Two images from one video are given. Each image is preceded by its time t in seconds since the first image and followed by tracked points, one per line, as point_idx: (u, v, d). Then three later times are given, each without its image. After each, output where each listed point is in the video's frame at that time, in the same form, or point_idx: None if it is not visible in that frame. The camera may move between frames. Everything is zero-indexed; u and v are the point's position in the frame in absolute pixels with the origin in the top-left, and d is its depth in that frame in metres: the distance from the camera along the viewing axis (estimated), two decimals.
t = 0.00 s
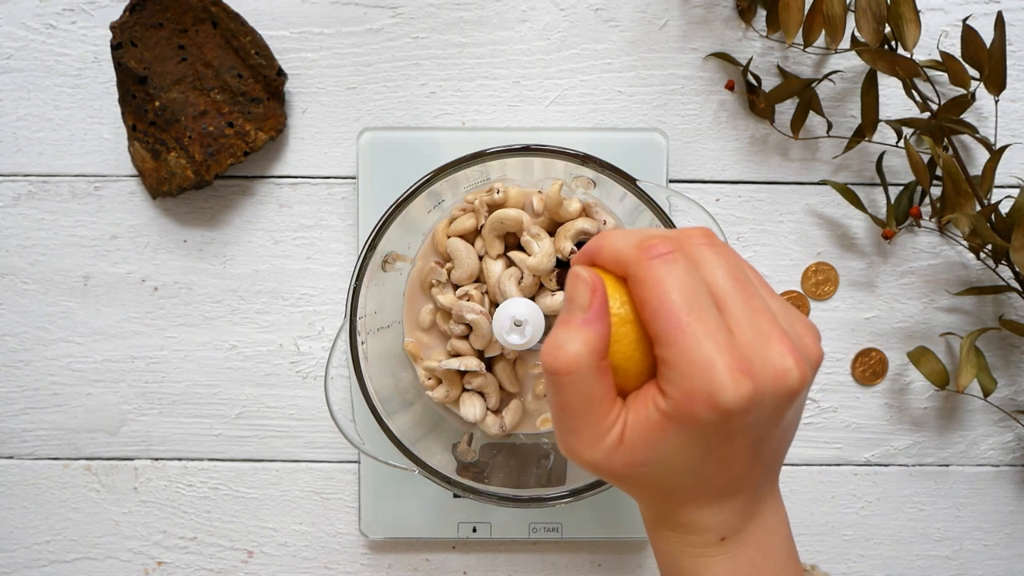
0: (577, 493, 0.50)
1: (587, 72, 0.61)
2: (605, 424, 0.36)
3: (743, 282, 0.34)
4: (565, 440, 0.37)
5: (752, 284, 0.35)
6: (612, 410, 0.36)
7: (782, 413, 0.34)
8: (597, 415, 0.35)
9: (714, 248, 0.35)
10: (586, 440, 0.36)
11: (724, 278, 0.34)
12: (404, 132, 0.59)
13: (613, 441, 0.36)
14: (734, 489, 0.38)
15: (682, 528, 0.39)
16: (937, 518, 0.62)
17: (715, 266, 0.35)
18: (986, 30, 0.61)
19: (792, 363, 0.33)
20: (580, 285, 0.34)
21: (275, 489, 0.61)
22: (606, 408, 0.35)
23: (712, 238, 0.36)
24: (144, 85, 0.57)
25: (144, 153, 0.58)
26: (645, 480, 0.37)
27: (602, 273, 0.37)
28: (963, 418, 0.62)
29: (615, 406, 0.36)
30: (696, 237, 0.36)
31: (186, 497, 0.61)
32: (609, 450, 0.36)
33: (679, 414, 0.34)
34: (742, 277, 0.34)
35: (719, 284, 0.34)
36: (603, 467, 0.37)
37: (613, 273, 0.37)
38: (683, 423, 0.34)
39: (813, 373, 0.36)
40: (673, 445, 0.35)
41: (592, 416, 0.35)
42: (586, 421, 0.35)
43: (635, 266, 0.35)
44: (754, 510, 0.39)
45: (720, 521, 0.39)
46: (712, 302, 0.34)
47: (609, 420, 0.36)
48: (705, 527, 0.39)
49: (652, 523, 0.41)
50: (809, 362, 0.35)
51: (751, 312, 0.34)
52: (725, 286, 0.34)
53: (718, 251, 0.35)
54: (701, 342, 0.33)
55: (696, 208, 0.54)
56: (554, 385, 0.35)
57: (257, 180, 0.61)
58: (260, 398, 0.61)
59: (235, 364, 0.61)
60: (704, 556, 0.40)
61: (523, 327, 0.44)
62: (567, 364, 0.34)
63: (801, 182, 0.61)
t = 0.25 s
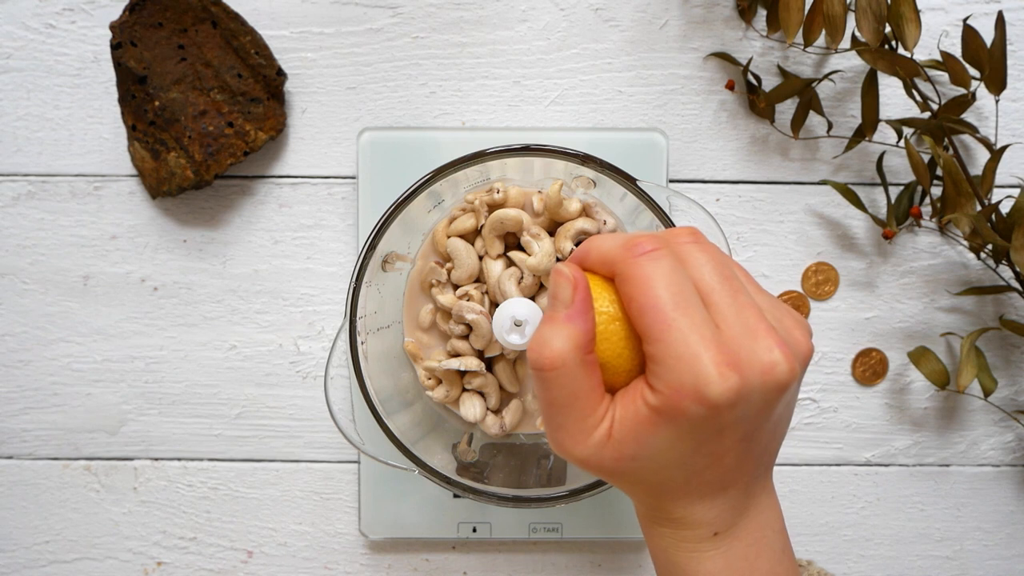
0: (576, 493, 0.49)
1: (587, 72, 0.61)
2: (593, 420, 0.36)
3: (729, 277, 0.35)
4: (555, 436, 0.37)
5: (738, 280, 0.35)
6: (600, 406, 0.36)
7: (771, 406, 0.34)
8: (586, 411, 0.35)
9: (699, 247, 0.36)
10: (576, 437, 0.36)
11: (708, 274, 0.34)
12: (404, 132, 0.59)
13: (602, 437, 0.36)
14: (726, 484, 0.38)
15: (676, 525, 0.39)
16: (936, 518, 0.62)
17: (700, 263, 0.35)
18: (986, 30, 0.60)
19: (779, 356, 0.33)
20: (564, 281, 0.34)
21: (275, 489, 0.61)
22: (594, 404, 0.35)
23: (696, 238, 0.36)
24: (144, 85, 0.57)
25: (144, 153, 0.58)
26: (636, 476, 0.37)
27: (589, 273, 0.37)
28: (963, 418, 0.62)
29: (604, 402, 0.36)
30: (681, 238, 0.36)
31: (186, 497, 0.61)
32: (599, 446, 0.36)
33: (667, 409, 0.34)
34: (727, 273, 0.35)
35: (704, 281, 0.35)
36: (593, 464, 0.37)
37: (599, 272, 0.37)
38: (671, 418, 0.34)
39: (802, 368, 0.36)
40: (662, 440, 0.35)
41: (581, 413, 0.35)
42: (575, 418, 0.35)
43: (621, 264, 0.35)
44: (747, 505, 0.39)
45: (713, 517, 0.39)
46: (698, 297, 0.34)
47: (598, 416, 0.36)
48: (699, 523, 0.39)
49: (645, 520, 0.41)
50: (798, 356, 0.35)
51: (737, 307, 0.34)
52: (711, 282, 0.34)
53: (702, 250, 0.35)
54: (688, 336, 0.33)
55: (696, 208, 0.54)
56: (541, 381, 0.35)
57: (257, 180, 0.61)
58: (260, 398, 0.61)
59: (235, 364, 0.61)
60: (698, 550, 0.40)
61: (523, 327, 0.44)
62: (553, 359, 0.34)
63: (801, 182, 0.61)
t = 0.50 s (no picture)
0: (576, 493, 0.49)
1: (587, 72, 0.61)
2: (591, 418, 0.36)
3: (724, 274, 0.34)
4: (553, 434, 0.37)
5: (733, 276, 0.35)
6: (597, 404, 0.36)
7: (768, 402, 0.34)
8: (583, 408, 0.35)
9: (696, 244, 0.35)
10: (573, 434, 0.36)
11: (704, 271, 0.34)
12: (404, 132, 0.59)
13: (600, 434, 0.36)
14: (725, 480, 0.38)
15: (675, 523, 0.40)
16: (936, 518, 0.62)
17: (696, 260, 0.35)
18: (986, 30, 0.61)
19: (774, 351, 0.33)
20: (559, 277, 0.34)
21: (275, 489, 0.61)
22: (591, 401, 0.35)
23: (692, 235, 0.36)
24: (144, 85, 0.57)
25: (144, 153, 0.58)
26: (634, 474, 0.37)
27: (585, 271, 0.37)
28: (963, 418, 0.62)
29: (601, 399, 0.36)
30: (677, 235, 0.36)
31: (186, 497, 0.61)
32: (597, 444, 0.36)
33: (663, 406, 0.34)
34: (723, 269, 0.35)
35: (700, 278, 0.34)
36: (591, 462, 0.37)
37: (595, 270, 0.37)
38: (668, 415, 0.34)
39: (800, 364, 0.36)
40: (659, 437, 0.35)
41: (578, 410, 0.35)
42: (573, 415, 0.36)
43: (616, 262, 0.35)
44: (745, 501, 0.39)
45: (712, 515, 0.39)
46: (693, 294, 0.34)
47: (595, 414, 0.36)
48: (697, 520, 0.39)
49: (643, 518, 0.41)
50: (795, 352, 0.35)
51: (732, 303, 0.34)
52: (706, 280, 0.34)
53: (699, 247, 0.35)
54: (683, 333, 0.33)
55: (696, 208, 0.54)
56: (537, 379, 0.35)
57: (257, 180, 0.61)
58: (260, 398, 0.61)
59: (236, 364, 0.61)
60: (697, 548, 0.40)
61: (523, 327, 0.44)
62: (549, 357, 0.34)
63: (801, 182, 0.61)
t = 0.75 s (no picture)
0: (576, 493, 0.49)
1: (587, 72, 0.61)
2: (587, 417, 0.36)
3: (719, 269, 0.35)
4: (549, 433, 0.37)
5: (727, 273, 0.35)
6: (594, 402, 0.35)
7: (764, 397, 0.34)
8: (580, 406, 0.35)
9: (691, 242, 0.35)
10: (569, 433, 0.36)
11: (698, 267, 0.34)
12: (403, 132, 0.59)
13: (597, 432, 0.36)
14: (723, 478, 0.38)
15: (673, 522, 0.39)
16: (936, 518, 0.62)
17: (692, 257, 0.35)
18: (986, 30, 0.60)
19: (766, 345, 0.33)
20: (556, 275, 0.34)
21: (275, 489, 0.61)
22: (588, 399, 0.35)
23: (685, 233, 0.36)
24: (144, 85, 0.57)
25: (144, 153, 0.58)
26: (631, 473, 0.37)
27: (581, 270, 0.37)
28: (963, 418, 0.62)
29: (597, 398, 0.36)
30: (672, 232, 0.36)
31: (186, 497, 0.61)
32: (593, 443, 0.36)
33: (659, 400, 0.34)
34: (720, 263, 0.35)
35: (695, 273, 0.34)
36: (588, 461, 0.37)
37: (590, 269, 0.37)
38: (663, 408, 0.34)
39: (795, 359, 0.36)
40: (655, 434, 0.35)
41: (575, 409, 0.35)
42: (570, 414, 0.35)
43: (611, 260, 0.35)
44: (743, 499, 0.40)
45: (708, 513, 0.39)
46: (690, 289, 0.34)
47: (592, 412, 0.36)
48: (694, 518, 0.39)
49: (640, 516, 0.41)
50: (789, 347, 0.35)
51: (727, 299, 0.34)
52: (701, 276, 0.34)
53: (693, 244, 0.35)
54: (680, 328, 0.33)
55: (696, 208, 0.54)
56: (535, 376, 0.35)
57: (257, 180, 0.61)
58: (260, 398, 0.61)
59: (235, 364, 0.61)
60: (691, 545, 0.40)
61: (523, 327, 0.44)
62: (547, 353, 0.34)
63: (801, 182, 0.61)
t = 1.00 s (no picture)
0: (576, 493, 0.49)
1: (587, 72, 0.61)
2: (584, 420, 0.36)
3: (713, 268, 0.35)
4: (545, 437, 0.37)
5: (721, 272, 0.35)
6: (590, 404, 0.35)
7: (761, 396, 0.34)
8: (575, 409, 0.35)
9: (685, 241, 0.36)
10: (565, 434, 0.36)
11: (692, 266, 0.35)
12: (403, 132, 0.59)
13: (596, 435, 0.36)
14: (720, 478, 0.38)
15: (670, 523, 0.39)
16: (936, 518, 0.62)
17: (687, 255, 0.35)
18: (986, 30, 0.61)
19: (764, 341, 0.33)
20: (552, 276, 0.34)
21: (275, 489, 0.61)
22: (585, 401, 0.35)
23: (679, 234, 0.36)
24: (144, 85, 0.57)
25: (144, 153, 0.58)
26: (627, 475, 0.37)
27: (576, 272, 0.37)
28: (963, 418, 0.62)
29: (593, 399, 0.36)
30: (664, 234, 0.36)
31: (186, 497, 0.61)
32: (589, 445, 0.36)
33: (657, 401, 0.34)
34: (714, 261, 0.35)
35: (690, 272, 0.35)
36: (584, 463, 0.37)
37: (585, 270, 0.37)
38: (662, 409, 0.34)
39: (791, 359, 0.36)
40: (651, 434, 0.35)
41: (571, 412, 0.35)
42: (566, 417, 0.35)
43: (605, 260, 0.35)
44: (740, 499, 0.40)
45: (706, 514, 0.39)
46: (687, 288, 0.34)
47: (588, 413, 0.35)
48: (691, 519, 0.39)
49: (637, 518, 0.41)
50: (785, 346, 0.35)
51: (722, 297, 0.34)
52: (696, 276, 0.34)
53: (687, 244, 0.36)
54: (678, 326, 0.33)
55: (696, 208, 0.54)
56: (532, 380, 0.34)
57: (257, 180, 0.61)
58: (260, 398, 0.61)
59: (236, 364, 0.61)
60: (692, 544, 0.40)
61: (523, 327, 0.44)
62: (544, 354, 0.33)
63: (801, 182, 0.61)
